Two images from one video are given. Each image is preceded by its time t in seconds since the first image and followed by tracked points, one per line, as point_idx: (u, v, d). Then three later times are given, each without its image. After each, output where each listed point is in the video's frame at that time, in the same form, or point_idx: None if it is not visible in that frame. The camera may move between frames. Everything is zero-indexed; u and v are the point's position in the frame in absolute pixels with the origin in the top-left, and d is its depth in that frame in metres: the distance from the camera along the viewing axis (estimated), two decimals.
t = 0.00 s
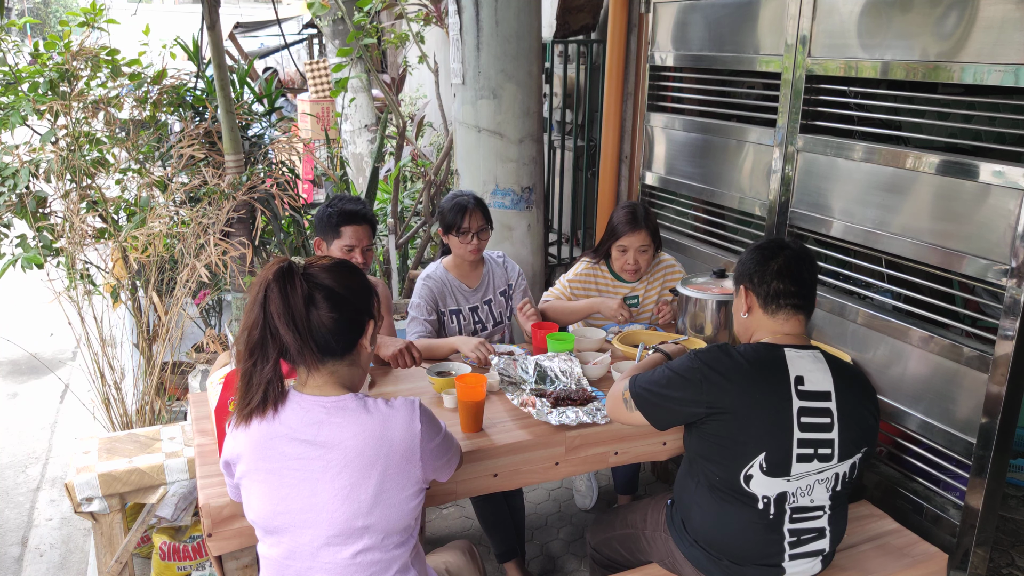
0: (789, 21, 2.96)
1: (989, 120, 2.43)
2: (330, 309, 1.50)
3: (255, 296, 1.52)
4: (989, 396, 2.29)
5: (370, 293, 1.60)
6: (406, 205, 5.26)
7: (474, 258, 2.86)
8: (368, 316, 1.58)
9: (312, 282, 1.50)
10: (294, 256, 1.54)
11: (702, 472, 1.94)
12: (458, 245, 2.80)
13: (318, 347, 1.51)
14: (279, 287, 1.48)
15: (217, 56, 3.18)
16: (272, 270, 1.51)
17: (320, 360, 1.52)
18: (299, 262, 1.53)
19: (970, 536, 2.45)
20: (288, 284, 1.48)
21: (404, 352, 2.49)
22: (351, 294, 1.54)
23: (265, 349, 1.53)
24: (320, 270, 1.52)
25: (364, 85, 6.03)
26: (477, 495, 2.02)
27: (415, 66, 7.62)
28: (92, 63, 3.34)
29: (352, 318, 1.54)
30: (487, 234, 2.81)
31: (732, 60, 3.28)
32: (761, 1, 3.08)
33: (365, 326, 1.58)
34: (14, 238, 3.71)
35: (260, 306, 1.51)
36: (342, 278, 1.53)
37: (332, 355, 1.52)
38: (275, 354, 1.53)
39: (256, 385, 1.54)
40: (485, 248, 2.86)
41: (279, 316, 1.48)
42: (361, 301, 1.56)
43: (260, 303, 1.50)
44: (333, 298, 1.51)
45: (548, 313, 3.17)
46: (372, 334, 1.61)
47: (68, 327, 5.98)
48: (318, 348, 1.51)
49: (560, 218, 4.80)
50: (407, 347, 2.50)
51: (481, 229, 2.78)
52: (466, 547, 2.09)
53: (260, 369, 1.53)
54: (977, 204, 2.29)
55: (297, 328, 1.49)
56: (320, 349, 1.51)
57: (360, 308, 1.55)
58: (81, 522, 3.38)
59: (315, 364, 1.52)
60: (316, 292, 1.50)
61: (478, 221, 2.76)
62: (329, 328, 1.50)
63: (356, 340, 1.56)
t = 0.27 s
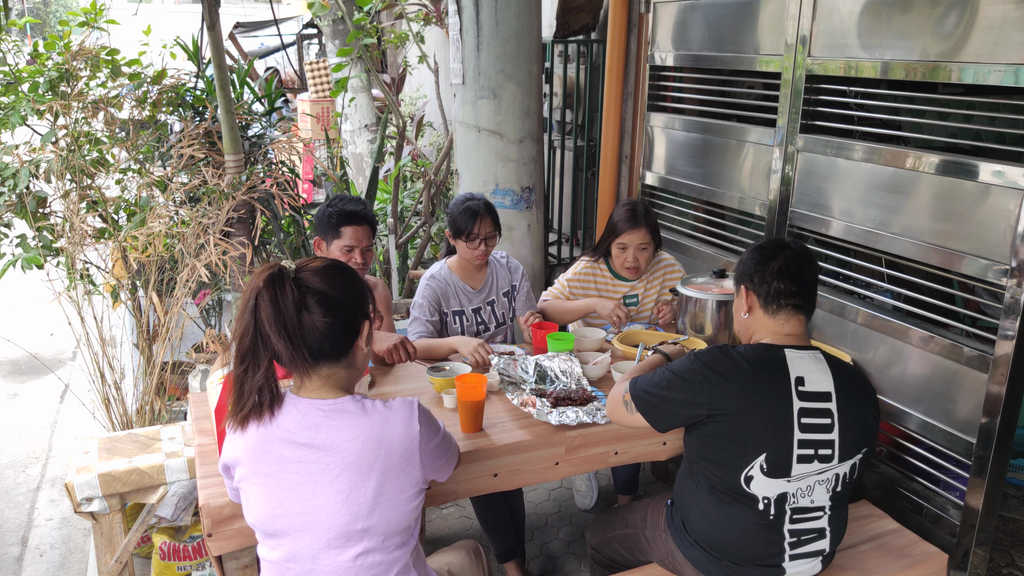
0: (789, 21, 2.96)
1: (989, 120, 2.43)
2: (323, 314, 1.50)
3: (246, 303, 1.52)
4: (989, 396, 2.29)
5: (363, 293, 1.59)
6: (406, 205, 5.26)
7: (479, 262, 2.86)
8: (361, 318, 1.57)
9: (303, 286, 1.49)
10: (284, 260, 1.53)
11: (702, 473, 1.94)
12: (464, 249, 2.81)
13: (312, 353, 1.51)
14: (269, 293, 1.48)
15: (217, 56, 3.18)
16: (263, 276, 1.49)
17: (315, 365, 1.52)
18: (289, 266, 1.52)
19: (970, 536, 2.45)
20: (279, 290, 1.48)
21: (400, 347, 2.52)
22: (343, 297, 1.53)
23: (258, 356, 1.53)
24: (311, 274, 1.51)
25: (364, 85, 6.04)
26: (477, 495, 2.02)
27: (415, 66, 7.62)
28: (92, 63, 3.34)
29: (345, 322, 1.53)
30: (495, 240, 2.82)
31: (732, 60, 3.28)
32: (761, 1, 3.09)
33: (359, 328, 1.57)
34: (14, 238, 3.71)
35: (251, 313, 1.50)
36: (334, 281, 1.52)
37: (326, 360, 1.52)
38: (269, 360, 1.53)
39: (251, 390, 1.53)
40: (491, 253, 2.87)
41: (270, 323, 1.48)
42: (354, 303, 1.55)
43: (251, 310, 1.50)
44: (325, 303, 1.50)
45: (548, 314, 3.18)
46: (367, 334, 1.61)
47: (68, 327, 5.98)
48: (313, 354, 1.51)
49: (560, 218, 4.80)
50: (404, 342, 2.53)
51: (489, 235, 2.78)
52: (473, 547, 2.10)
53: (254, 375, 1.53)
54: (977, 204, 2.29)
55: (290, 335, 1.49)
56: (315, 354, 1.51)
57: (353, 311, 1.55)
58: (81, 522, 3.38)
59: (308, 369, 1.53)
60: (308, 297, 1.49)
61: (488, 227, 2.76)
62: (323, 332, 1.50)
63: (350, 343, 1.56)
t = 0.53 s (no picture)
0: (789, 21, 2.96)
1: (989, 120, 2.43)
2: (322, 318, 1.50)
3: (243, 310, 1.52)
4: (990, 396, 2.29)
5: (361, 292, 1.59)
6: (406, 205, 5.26)
7: (483, 264, 2.86)
8: (360, 320, 1.58)
9: (300, 291, 1.49)
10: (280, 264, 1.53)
11: (702, 473, 1.93)
12: (468, 251, 2.80)
13: (311, 357, 1.51)
14: (266, 300, 1.48)
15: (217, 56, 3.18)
16: (261, 281, 1.49)
17: (314, 369, 1.52)
18: (287, 269, 1.52)
19: (970, 536, 2.45)
20: (275, 296, 1.48)
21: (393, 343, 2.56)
22: (340, 299, 1.53)
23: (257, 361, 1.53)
24: (309, 277, 1.51)
25: (364, 85, 6.04)
26: (477, 495, 2.02)
27: (415, 66, 7.62)
28: (92, 63, 3.34)
29: (344, 325, 1.53)
30: (499, 242, 2.82)
31: (733, 60, 3.28)
32: (761, 1, 3.08)
33: (359, 328, 1.58)
34: (14, 238, 3.71)
35: (249, 320, 1.51)
36: (332, 284, 1.52)
37: (325, 364, 1.52)
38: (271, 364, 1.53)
39: (253, 395, 1.52)
40: (494, 255, 2.86)
41: (268, 331, 1.48)
42: (353, 303, 1.55)
43: (248, 318, 1.50)
44: (324, 306, 1.50)
45: (548, 314, 3.20)
46: (368, 332, 1.62)
47: (68, 327, 5.98)
48: (311, 358, 1.51)
49: (560, 218, 4.80)
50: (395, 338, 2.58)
51: (494, 238, 2.77)
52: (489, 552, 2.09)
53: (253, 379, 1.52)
54: (977, 204, 2.29)
55: (288, 340, 1.49)
56: (314, 359, 1.51)
57: (352, 313, 1.55)
58: (81, 522, 3.38)
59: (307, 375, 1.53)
60: (307, 301, 1.49)
61: (493, 230, 2.76)
62: (322, 336, 1.51)
63: (350, 346, 1.56)
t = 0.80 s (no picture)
0: (789, 21, 2.96)
1: (989, 120, 2.43)
2: (338, 322, 1.50)
3: (258, 313, 1.52)
4: (990, 396, 2.29)
5: (378, 294, 1.58)
6: (406, 205, 5.26)
7: (483, 264, 2.86)
8: (376, 322, 1.57)
9: (315, 296, 1.49)
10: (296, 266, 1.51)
11: (701, 471, 1.93)
12: (468, 251, 2.80)
13: (323, 361, 1.51)
14: (281, 305, 1.47)
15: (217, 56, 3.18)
16: (278, 283, 1.48)
17: (325, 371, 1.53)
18: (304, 271, 1.50)
19: (970, 536, 2.45)
20: (290, 300, 1.47)
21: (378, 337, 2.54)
22: (356, 304, 1.52)
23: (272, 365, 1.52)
24: (326, 281, 1.50)
25: (364, 85, 6.04)
26: (477, 496, 2.02)
27: (415, 66, 7.62)
28: (92, 63, 3.34)
29: (359, 328, 1.54)
30: (499, 243, 2.82)
31: (733, 60, 3.28)
32: (761, 1, 3.08)
33: (375, 330, 1.58)
34: (14, 238, 3.71)
35: (263, 324, 1.50)
36: (350, 288, 1.51)
37: (338, 366, 1.53)
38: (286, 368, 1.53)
39: (269, 398, 1.52)
40: (495, 255, 2.86)
41: (282, 335, 1.48)
42: (369, 306, 1.55)
43: (263, 322, 1.50)
44: (340, 311, 1.50)
45: (548, 312, 3.21)
46: (383, 333, 1.62)
47: (68, 327, 5.98)
48: (324, 362, 1.51)
49: (560, 218, 4.80)
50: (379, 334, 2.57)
51: (495, 239, 2.78)
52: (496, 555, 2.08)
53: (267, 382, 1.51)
54: (977, 205, 2.29)
55: (303, 344, 1.49)
56: (326, 362, 1.52)
57: (368, 316, 1.55)
58: (81, 522, 3.38)
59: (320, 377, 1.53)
60: (323, 306, 1.49)
61: (494, 231, 2.76)
62: (337, 341, 1.51)
63: (364, 348, 1.56)
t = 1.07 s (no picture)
0: (789, 21, 2.96)
1: (989, 120, 2.43)
2: (363, 334, 1.50)
3: (285, 318, 1.52)
4: (989, 396, 2.29)
5: (407, 307, 1.56)
6: (406, 205, 5.26)
7: (485, 263, 2.85)
8: (401, 334, 1.57)
9: (343, 305, 1.48)
10: (327, 272, 1.50)
11: (696, 465, 1.94)
12: (470, 250, 2.79)
13: (345, 369, 1.51)
14: (308, 312, 1.47)
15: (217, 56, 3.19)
16: (308, 289, 1.48)
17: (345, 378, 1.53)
18: (335, 279, 1.50)
19: (970, 536, 2.45)
20: (318, 308, 1.47)
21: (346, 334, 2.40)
22: (383, 315, 1.51)
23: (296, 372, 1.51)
24: (357, 291, 1.49)
25: (364, 85, 6.04)
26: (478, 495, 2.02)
27: (415, 66, 7.62)
28: (92, 63, 3.34)
29: (384, 340, 1.53)
30: (501, 242, 2.82)
31: (733, 60, 3.28)
32: (761, 1, 3.09)
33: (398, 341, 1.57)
34: (14, 238, 3.70)
35: (289, 330, 1.50)
36: (380, 301, 1.50)
37: (357, 374, 1.53)
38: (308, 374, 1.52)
39: (291, 404, 1.51)
40: (497, 254, 2.86)
41: (307, 344, 1.48)
42: (396, 318, 1.54)
43: (288, 328, 1.50)
44: (366, 322, 1.49)
45: (549, 314, 3.22)
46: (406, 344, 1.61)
47: (68, 327, 5.97)
48: (345, 370, 1.52)
49: (560, 218, 4.80)
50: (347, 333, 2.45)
51: (497, 238, 2.78)
52: (499, 557, 2.07)
53: (289, 388, 1.51)
54: (977, 205, 2.29)
55: (326, 351, 1.49)
56: (347, 370, 1.52)
57: (393, 329, 1.54)
58: (81, 522, 3.38)
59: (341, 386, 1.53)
60: (349, 316, 1.49)
61: (496, 229, 2.76)
62: (361, 352, 1.50)
63: (385, 359, 1.56)
